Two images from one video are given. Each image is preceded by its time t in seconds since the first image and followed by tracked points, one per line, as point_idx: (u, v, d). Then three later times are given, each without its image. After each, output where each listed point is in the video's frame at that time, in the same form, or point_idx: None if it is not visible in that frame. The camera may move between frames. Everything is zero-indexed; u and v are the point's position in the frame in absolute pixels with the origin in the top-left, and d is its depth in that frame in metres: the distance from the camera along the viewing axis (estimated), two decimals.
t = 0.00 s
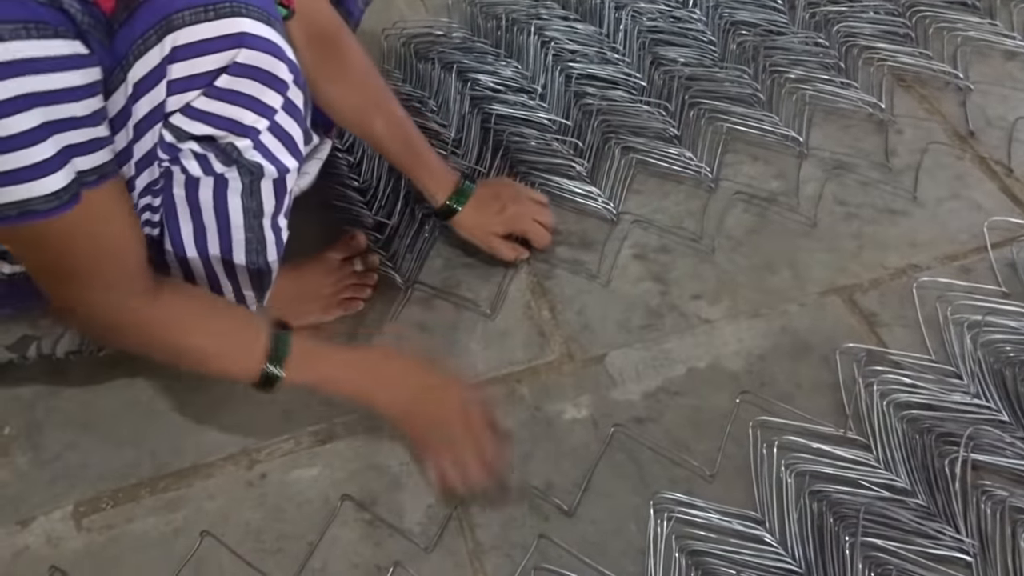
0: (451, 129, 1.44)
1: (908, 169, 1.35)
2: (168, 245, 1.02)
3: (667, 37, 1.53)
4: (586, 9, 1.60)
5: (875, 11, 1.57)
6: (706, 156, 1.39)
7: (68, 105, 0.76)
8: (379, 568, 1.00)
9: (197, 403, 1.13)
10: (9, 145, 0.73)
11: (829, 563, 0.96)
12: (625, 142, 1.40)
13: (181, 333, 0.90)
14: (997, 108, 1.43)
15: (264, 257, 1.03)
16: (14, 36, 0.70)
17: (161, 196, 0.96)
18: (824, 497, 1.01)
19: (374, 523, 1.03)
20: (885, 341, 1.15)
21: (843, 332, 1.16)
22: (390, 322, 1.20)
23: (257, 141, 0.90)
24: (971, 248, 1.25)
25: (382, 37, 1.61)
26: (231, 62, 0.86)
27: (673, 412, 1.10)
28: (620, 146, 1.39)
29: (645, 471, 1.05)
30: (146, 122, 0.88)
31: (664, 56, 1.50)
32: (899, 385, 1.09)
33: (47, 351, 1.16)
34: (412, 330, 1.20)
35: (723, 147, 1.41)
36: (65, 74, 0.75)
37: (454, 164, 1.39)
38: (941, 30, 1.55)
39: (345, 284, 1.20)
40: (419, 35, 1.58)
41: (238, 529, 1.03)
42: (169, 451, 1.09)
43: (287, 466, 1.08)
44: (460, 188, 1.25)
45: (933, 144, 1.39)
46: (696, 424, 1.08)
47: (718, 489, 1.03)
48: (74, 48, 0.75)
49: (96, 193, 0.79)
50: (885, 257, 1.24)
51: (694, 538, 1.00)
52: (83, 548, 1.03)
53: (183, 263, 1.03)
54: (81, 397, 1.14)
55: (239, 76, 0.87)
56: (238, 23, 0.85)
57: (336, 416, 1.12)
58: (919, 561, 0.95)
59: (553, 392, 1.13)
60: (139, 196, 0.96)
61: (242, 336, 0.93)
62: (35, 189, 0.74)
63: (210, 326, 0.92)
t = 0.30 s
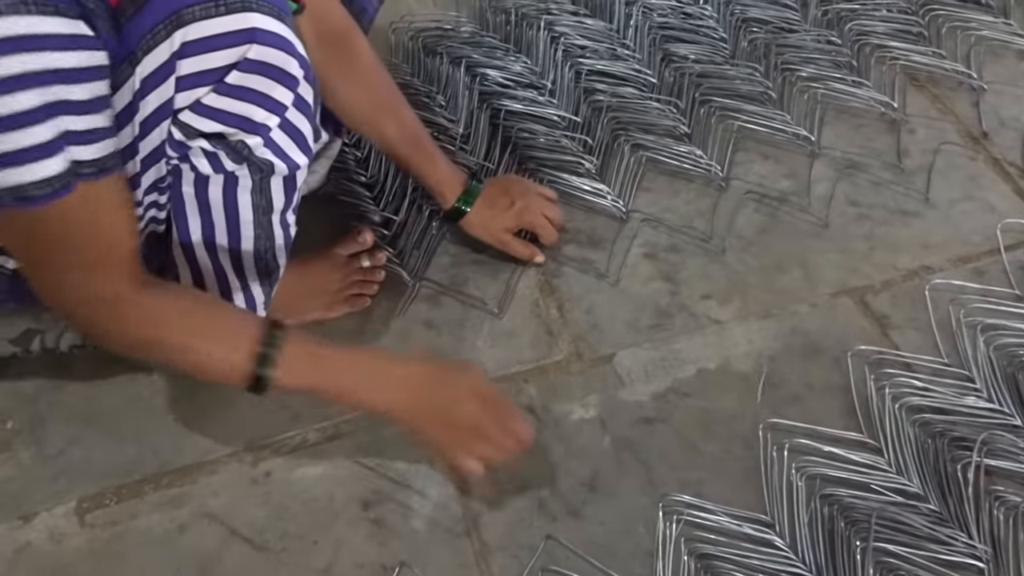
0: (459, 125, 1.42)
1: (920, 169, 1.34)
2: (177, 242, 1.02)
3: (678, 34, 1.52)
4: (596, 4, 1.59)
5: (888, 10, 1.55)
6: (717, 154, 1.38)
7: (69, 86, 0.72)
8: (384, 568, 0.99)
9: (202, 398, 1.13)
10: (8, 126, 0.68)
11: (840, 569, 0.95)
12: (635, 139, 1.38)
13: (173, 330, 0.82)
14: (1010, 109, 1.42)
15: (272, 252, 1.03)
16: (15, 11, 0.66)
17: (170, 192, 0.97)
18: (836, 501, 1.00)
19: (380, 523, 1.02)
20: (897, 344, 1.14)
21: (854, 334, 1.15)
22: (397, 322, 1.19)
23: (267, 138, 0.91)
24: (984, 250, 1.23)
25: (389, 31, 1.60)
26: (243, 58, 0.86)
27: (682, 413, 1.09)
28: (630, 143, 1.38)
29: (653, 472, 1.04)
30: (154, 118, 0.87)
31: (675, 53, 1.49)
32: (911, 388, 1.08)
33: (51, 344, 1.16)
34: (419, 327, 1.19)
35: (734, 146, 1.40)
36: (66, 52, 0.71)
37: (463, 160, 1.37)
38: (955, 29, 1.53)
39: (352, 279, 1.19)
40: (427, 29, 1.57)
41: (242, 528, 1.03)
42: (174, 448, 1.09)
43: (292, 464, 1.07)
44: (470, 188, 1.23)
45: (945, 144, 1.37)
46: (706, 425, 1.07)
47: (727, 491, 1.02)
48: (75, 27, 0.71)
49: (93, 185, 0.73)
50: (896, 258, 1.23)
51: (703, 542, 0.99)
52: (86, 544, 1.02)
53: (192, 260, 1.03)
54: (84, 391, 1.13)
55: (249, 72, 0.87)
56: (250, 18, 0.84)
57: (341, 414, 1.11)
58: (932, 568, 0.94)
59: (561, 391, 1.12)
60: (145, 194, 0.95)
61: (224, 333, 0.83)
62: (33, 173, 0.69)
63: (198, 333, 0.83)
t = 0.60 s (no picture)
0: (470, 116, 1.40)
1: (936, 166, 1.32)
2: (174, 237, 0.99)
3: (691, 27, 1.50)
4: None
5: (905, 5, 1.53)
6: (730, 149, 1.36)
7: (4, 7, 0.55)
8: (390, 564, 0.98)
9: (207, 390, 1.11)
10: None
11: (853, 571, 0.94)
12: (647, 133, 1.37)
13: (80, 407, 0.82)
14: None
15: (274, 245, 1.02)
16: None
17: (166, 184, 0.95)
18: (849, 502, 0.98)
19: (387, 518, 1.01)
20: (912, 343, 1.13)
21: (869, 333, 1.13)
22: (405, 315, 1.18)
23: (263, 128, 0.91)
24: (1001, 249, 1.22)
25: (399, 22, 1.58)
26: (234, 46, 0.86)
27: (694, 411, 1.07)
28: (642, 137, 1.37)
29: (664, 471, 1.03)
30: (147, 110, 0.88)
31: (689, 46, 1.47)
32: (926, 388, 1.07)
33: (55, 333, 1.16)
34: (428, 320, 1.17)
35: (747, 140, 1.38)
36: None
37: (473, 152, 1.36)
38: (973, 25, 1.51)
39: (360, 271, 1.17)
40: (437, 21, 1.55)
41: (247, 522, 1.01)
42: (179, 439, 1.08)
43: (298, 457, 1.06)
44: (482, 176, 1.21)
45: (962, 141, 1.36)
46: (717, 424, 1.06)
47: (738, 490, 1.01)
48: None
49: None
50: (912, 256, 1.21)
51: (715, 541, 0.98)
52: (90, 536, 1.01)
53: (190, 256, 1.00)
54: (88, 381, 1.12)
55: (242, 61, 0.87)
56: (241, 6, 0.85)
57: (348, 408, 1.10)
58: (946, 570, 0.93)
59: (570, 387, 1.10)
60: (139, 186, 0.94)
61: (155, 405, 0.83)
62: None
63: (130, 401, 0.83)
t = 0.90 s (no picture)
0: (480, 109, 1.39)
1: (952, 164, 1.31)
2: (173, 236, 0.98)
3: (705, 22, 1.49)
4: None
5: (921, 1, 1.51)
6: (742, 144, 1.35)
7: None
8: (398, 560, 0.97)
9: (215, 383, 1.11)
10: None
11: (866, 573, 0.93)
12: (659, 128, 1.36)
13: None
14: None
15: (273, 242, 1.00)
16: None
17: (158, 182, 0.95)
18: (862, 503, 0.97)
19: (395, 514, 1.00)
20: (926, 343, 1.11)
21: (883, 332, 1.12)
22: (415, 309, 1.17)
23: (251, 128, 0.89)
24: (1016, 249, 1.20)
25: (408, 13, 1.56)
26: (218, 45, 0.85)
27: (705, 409, 1.06)
28: (654, 133, 1.35)
29: (674, 469, 1.02)
30: (134, 110, 0.87)
31: (702, 41, 1.46)
32: (940, 389, 1.06)
33: (61, 326, 1.13)
34: (437, 315, 1.17)
35: (760, 136, 1.37)
36: None
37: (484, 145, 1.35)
38: (989, 22, 1.49)
39: (370, 266, 1.17)
40: (449, 13, 1.54)
41: (254, 516, 1.01)
42: (186, 432, 1.07)
43: (306, 452, 1.05)
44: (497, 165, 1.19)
45: (978, 140, 1.34)
46: (729, 423, 1.05)
47: (750, 489, 1.00)
48: None
49: None
50: (926, 255, 1.20)
51: (726, 542, 0.97)
52: (97, 529, 1.00)
53: (188, 255, 0.99)
54: (95, 373, 1.11)
55: (227, 60, 0.86)
56: (225, 3, 0.83)
57: (356, 402, 1.09)
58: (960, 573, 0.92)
59: (580, 384, 1.09)
60: (131, 184, 0.94)
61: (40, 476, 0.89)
62: None
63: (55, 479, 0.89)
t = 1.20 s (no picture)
0: (500, 104, 1.38)
1: (977, 165, 1.30)
2: (187, 233, 0.97)
3: (727, 17, 1.47)
4: None
5: None
6: (764, 142, 1.34)
7: None
8: (415, 558, 0.97)
9: (232, 376, 1.10)
10: None
11: None
12: (679, 125, 1.34)
13: None
14: None
15: (288, 238, 0.99)
16: None
17: (171, 179, 0.95)
18: (884, 507, 0.97)
19: (412, 511, 1.00)
20: (950, 345, 1.10)
21: (906, 335, 1.11)
22: (433, 305, 1.16)
23: (264, 126, 0.88)
24: None
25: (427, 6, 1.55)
26: (230, 44, 0.84)
27: (725, 409, 1.05)
28: (674, 130, 1.34)
29: (693, 469, 1.01)
30: (145, 108, 0.87)
31: (724, 37, 1.44)
32: (965, 393, 1.04)
33: (79, 317, 1.14)
34: (455, 311, 1.16)
35: (782, 134, 1.35)
36: None
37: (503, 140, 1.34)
38: (1016, 20, 1.47)
39: (389, 261, 1.16)
40: (468, 6, 1.52)
41: (271, 510, 1.00)
42: (202, 426, 1.06)
43: (323, 447, 1.05)
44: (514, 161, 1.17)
45: (1004, 140, 1.33)
46: (749, 424, 1.04)
47: (770, 492, 0.99)
48: None
49: None
50: (951, 256, 1.19)
51: (746, 544, 0.96)
52: (113, 521, 1.00)
53: (203, 251, 0.98)
54: (112, 365, 1.11)
55: (238, 58, 0.85)
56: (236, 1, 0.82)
57: (373, 397, 1.08)
58: None
59: (599, 382, 1.09)
60: (145, 181, 0.94)
61: None
62: None
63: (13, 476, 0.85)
